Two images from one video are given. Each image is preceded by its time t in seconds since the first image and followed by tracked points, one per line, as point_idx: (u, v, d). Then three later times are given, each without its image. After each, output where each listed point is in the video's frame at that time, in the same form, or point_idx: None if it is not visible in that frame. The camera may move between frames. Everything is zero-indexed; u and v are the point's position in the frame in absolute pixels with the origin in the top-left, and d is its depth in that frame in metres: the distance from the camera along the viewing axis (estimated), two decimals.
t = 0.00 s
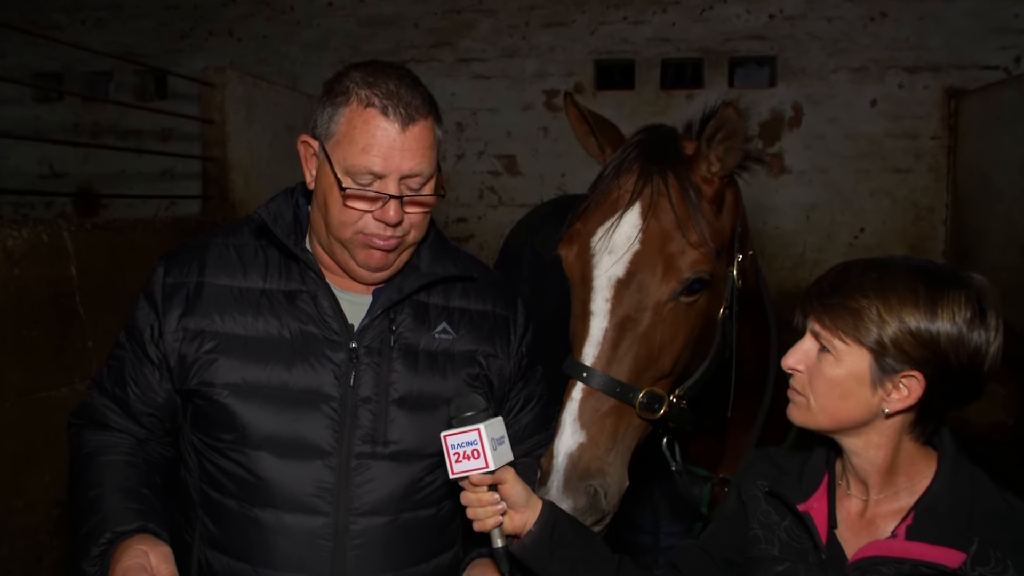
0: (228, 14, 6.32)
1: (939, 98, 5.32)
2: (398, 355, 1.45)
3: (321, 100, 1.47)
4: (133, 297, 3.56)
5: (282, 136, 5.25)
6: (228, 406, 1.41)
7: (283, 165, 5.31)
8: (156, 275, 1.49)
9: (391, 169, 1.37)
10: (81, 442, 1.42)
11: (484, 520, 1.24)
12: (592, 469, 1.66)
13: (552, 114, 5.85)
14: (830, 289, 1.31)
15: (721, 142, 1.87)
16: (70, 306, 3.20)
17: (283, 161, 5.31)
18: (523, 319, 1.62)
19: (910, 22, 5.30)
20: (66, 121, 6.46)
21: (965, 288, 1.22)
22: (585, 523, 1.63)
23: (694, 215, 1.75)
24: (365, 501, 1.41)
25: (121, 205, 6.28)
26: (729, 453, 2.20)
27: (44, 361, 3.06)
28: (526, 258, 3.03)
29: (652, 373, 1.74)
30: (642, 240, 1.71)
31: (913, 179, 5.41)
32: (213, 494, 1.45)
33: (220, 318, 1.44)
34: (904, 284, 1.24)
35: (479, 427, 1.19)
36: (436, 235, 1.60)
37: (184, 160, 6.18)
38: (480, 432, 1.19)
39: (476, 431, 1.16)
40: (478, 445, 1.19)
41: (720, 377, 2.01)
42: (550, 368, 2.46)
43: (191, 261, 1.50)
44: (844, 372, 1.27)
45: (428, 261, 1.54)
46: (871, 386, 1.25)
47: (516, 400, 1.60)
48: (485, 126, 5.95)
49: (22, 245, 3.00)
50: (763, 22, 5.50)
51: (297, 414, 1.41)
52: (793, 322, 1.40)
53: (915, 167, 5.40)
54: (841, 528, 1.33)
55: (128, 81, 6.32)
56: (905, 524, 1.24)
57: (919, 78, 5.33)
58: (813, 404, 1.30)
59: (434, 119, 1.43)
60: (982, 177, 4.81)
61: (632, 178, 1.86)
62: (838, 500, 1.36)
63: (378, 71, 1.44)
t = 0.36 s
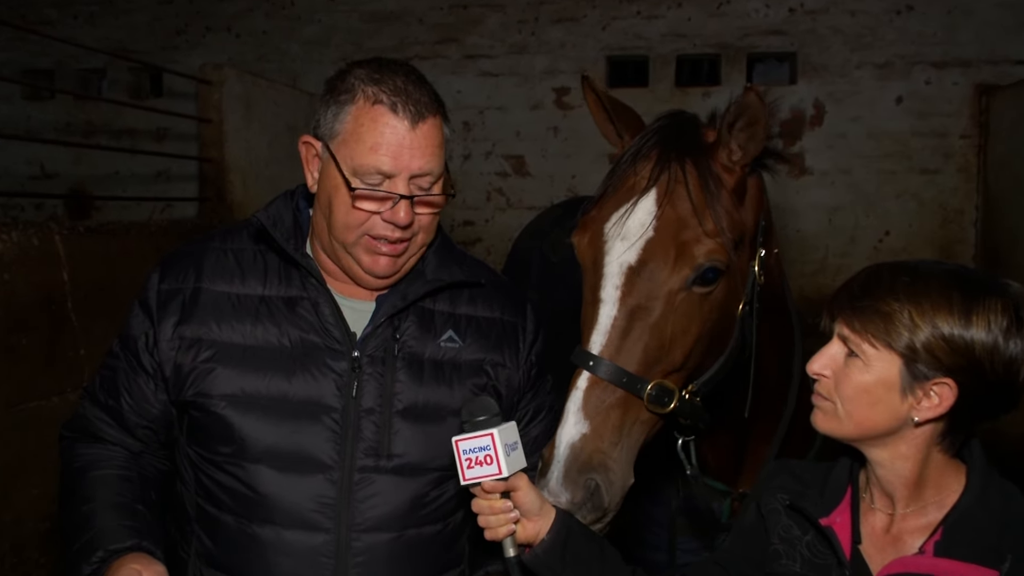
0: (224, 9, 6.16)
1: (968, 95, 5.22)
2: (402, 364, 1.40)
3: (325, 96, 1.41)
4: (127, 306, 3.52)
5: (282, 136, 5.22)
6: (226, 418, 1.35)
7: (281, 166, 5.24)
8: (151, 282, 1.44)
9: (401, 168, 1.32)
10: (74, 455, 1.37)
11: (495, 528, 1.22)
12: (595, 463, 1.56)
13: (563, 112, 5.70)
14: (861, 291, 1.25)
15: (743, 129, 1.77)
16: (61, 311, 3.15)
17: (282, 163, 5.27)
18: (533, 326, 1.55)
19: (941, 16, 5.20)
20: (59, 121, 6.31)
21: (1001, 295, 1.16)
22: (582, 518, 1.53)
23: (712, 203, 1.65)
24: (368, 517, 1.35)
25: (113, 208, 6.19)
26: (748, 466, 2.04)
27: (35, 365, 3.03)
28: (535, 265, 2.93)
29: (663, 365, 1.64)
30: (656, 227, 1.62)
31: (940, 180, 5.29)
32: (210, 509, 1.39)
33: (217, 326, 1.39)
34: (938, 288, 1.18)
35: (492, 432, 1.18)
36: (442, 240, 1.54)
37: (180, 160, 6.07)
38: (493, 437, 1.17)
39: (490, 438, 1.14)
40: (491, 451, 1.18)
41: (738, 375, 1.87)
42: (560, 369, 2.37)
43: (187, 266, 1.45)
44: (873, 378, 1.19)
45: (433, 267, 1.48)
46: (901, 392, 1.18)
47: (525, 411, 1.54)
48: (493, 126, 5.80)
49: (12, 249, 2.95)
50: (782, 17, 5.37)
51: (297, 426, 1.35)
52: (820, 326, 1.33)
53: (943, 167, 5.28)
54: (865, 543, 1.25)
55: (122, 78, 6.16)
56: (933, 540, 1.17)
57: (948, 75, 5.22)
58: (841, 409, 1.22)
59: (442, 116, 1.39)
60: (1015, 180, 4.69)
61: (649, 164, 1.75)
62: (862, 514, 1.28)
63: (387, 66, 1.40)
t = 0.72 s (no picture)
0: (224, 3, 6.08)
1: (999, 92, 5.03)
2: (406, 373, 1.35)
3: (324, 103, 1.37)
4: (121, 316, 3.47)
5: (281, 136, 5.15)
6: (223, 431, 1.30)
7: (280, 166, 5.16)
8: (144, 290, 1.39)
9: (435, 165, 1.28)
10: (66, 471, 1.32)
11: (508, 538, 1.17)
12: (598, 456, 1.48)
13: (574, 112, 5.60)
14: (888, 303, 1.18)
15: (758, 116, 1.65)
16: (53, 320, 3.12)
17: (281, 164, 5.18)
18: (542, 333, 1.50)
19: (969, 9, 5.03)
20: (48, 119, 6.32)
21: None
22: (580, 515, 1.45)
23: (729, 192, 1.55)
24: (370, 533, 1.29)
25: (105, 211, 6.17)
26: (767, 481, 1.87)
27: (26, 377, 2.99)
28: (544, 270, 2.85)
29: (673, 358, 1.55)
30: (670, 215, 1.52)
31: (969, 181, 5.10)
32: (206, 525, 1.34)
33: (213, 335, 1.34)
34: (969, 292, 1.13)
35: (506, 439, 1.12)
36: (448, 246, 1.50)
37: (176, 161, 6.01)
38: (507, 445, 1.12)
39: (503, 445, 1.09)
40: (505, 460, 1.13)
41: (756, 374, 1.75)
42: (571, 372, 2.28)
43: (181, 273, 1.40)
44: (907, 389, 1.12)
45: (440, 274, 1.43)
46: (938, 402, 1.11)
47: (534, 421, 1.49)
48: (501, 125, 5.71)
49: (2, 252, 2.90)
50: (803, 11, 5.23)
51: (297, 438, 1.30)
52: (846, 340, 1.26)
53: (972, 168, 5.10)
54: (895, 560, 1.19)
55: (116, 76, 6.15)
56: (968, 557, 1.12)
57: (977, 71, 5.04)
58: (876, 422, 1.15)
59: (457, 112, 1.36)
60: None
61: (667, 151, 1.65)
62: (892, 529, 1.22)
63: (391, 67, 1.34)
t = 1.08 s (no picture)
0: None
1: None
2: (409, 383, 1.29)
3: (324, 100, 1.33)
4: (110, 321, 3.37)
5: (279, 135, 4.79)
6: (218, 444, 1.25)
7: (280, 168, 4.82)
8: (136, 296, 1.34)
9: (432, 169, 1.22)
10: (53, 485, 1.27)
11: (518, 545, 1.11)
12: (606, 466, 1.42)
13: (584, 110, 5.28)
14: (904, 324, 1.12)
15: (779, 115, 1.59)
16: (39, 325, 3.02)
17: (280, 163, 4.82)
18: (551, 341, 1.44)
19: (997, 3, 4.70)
20: (36, 118, 6.06)
21: None
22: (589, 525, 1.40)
23: (747, 194, 1.48)
24: (372, 550, 1.23)
25: (95, 213, 5.94)
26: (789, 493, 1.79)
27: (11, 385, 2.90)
28: (554, 277, 2.75)
29: (686, 366, 1.49)
30: (684, 216, 1.47)
31: (999, 181, 4.77)
32: (200, 541, 1.28)
33: (208, 343, 1.28)
34: (989, 304, 1.07)
35: (516, 442, 1.07)
36: (453, 251, 1.44)
37: (170, 162, 5.81)
38: (517, 448, 1.07)
39: (515, 449, 1.04)
40: (514, 464, 1.08)
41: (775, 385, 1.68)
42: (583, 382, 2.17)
43: (176, 278, 1.35)
44: (936, 417, 1.07)
45: (444, 279, 1.38)
46: (970, 426, 1.06)
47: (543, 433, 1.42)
48: (509, 124, 5.40)
49: None
50: (824, 5, 4.91)
51: (296, 451, 1.25)
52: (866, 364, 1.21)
53: (1002, 168, 4.76)
54: None
55: (107, 73, 5.93)
56: None
57: (1009, 65, 4.70)
58: (906, 454, 1.10)
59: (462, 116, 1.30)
60: None
61: (683, 151, 1.59)
62: (924, 550, 1.17)
63: (393, 64, 1.29)
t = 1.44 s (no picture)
0: None
1: None
2: (413, 393, 1.24)
3: (325, 97, 1.28)
4: (102, 329, 3.31)
5: (277, 135, 4.68)
6: (215, 454, 1.21)
7: (277, 170, 4.75)
8: (130, 301, 1.29)
9: (422, 174, 1.17)
10: (42, 497, 1.23)
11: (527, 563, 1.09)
12: (615, 483, 1.37)
13: (595, 109, 5.16)
14: (942, 324, 1.13)
15: (793, 116, 1.54)
16: (27, 333, 2.97)
17: (281, 166, 4.75)
18: (561, 350, 1.39)
19: None
20: (26, 118, 6.02)
21: None
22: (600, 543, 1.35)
23: (760, 199, 1.43)
24: (375, 566, 1.18)
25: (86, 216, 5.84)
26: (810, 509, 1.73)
27: None
28: (563, 283, 2.66)
29: (698, 380, 1.43)
30: (695, 222, 1.41)
31: None
32: (195, 556, 1.23)
33: (205, 350, 1.24)
34: None
35: (525, 458, 1.01)
36: (458, 253, 1.38)
37: (163, 163, 5.74)
38: (526, 464, 1.01)
39: (525, 465, 0.98)
40: (524, 480, 1.02)
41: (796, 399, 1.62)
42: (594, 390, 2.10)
43: (172, 282, 1.30)
44: (964, 424, 1.07)
45: (448, 284, 1.33)
46: (998, 438, 1.07)
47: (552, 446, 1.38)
48: (517, 125, 5.28)
49: None
50: None
51: (296, 462, 1.20)
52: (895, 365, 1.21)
53: None
54: None
55: (98, 71, 5.87)
56: None
57: None
58: (927, 460, 1.10)
59: (464, 117, 1.24)
60: None
61: (695, 154, 1.53)
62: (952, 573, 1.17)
63: (397, 62, 1.24)
